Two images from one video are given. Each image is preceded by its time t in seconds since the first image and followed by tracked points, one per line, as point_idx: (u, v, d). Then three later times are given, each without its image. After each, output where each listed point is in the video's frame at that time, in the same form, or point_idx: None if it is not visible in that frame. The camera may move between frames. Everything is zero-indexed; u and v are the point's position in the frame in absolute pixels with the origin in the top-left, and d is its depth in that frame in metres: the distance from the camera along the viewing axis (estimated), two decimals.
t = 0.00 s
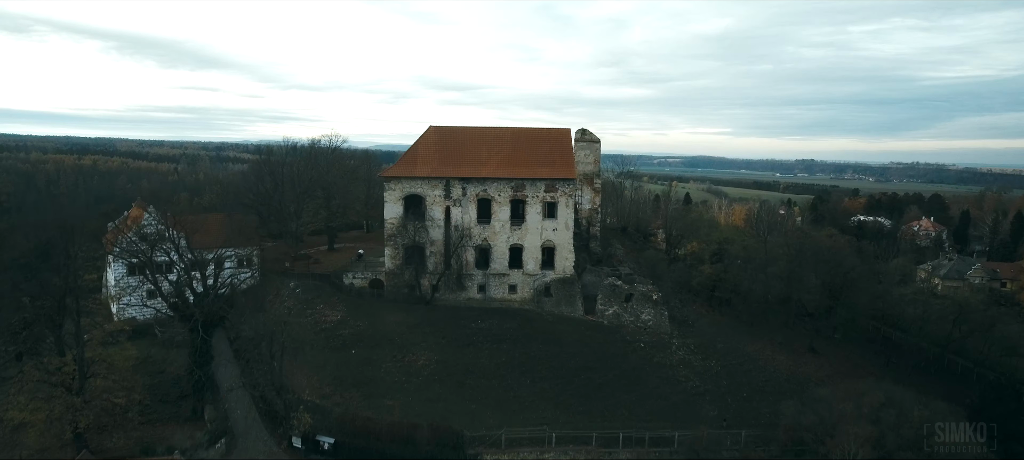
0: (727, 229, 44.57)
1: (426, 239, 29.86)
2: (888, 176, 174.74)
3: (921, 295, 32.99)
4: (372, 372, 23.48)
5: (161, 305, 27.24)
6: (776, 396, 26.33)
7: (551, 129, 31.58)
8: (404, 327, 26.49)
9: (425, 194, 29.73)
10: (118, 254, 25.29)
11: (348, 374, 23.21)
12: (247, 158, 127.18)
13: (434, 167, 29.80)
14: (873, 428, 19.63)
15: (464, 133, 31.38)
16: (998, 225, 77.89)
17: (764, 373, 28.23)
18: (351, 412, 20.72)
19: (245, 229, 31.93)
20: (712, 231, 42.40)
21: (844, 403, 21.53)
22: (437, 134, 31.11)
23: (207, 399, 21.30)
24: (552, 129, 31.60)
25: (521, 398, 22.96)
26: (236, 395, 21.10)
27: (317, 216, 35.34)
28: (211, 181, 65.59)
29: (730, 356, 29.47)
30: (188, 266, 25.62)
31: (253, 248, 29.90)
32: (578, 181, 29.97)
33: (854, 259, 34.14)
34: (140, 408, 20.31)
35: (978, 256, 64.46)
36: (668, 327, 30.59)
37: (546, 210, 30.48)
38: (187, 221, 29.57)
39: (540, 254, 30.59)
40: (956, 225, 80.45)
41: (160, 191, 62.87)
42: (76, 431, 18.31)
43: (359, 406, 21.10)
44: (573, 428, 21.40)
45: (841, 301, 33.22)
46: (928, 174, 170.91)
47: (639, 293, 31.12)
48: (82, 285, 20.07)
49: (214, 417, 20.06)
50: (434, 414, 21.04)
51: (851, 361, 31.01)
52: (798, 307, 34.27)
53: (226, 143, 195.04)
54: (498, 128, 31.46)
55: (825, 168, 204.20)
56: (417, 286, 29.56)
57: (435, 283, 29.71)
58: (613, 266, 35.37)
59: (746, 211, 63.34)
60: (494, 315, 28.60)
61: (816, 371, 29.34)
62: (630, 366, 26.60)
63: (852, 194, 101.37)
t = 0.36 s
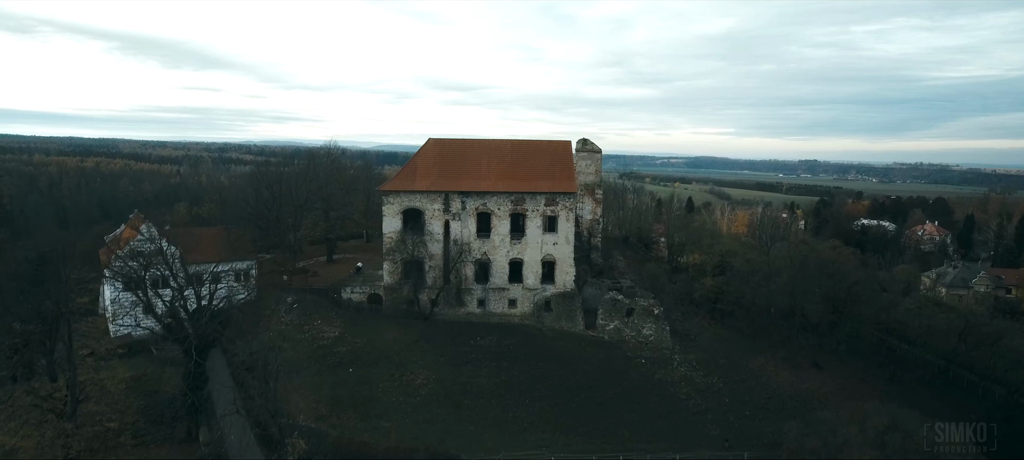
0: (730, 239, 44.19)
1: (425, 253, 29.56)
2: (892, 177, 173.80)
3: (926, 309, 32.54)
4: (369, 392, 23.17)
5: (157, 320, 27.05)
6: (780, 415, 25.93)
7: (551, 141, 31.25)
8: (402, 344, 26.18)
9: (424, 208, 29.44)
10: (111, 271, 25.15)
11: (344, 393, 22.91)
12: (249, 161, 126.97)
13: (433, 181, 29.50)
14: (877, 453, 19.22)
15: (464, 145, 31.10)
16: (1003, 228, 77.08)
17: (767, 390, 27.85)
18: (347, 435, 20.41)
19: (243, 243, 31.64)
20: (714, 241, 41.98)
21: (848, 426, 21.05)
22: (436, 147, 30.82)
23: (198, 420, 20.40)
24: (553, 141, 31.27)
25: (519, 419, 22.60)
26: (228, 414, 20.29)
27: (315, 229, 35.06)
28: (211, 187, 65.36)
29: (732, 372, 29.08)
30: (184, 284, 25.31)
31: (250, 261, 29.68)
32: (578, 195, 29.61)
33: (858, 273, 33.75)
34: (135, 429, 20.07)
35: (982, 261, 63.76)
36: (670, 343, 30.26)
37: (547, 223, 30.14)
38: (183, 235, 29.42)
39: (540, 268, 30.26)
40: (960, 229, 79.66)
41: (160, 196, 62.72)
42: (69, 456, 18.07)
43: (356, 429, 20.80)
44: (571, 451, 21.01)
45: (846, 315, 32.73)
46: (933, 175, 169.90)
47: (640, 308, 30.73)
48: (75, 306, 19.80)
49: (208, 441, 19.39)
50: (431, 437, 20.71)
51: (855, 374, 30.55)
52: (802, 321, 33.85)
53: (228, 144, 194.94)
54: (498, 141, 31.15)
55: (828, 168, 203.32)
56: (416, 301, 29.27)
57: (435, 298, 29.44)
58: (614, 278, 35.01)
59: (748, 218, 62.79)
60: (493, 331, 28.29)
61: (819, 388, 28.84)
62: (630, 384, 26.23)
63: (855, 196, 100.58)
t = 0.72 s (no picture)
0: (730, 249, 43.81)
1: (422, 267, 29.24)
2: (893, 178, 173.13)
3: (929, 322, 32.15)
4: (364, 412, 22.82)
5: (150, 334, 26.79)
6: (782, 433, 25.45)
7: (550, 153, 30.89)
8: (398, 361, 25.87)
9: (421, 222, 29.11)
10: (105, 286, 24.93)
11: (340, 413, 22.59)
12: (249, 162, 126.68)
13: (430, 195, 29.18)
14: None
15: (462, 157, 30.82)
16: (1005, 232, 76.41)
17: (768, 407, 27.42)
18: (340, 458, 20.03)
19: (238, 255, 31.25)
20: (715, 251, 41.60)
21: (852, 449, 20.56)
22: (434, 159, 30.52)
23: (189, 442, 20.21)
24: (551, 153, 30.92)
25: (516, 439, 22.19)
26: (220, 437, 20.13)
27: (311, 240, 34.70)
28: (211, 190, 64.99)
29: (733, 387, 28.66)
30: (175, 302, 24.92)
31: (246, 275, 29.39)
32: (578, 207, 29.23)
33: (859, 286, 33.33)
34: (126, 451, 19.65)
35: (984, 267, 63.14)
36: (671, 358, 29.93)
37: (545, 237, 29.79)
38: (178, 249, 29.18)
39: (538, 282, 29.91)
40: (962, 233, 79.01)
41: (159, 200, 62.37)
42: None
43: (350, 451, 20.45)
44: None
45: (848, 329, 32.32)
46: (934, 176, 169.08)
47: (640, 322, 30.33)
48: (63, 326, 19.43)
49: None
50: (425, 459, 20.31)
51: (859, 388, 30.10)
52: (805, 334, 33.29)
53: (229, 145, 194.71)
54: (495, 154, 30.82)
55: (830, 169, 202.53)
56: (413, 317, 29.00)
57: (432, 313, 29.16)
58: (614, 291, 34.65)
59: (749, 224, 62.30)
60: (490, 347, 27.93)
61: (822, 403, 28.41)
62: (629, 401, 25.79)
63: (856, 200, 99.66)
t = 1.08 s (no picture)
0: (730, 258, 43.41)
1: (417, 281, 28.93)
2: (893, 180, 172.59)
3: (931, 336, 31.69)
4: (355, 432, 22.41)
5: (141, 349, 26.48)
6: (782, 451, 25.03)
7: (546, 165, 30.57)
8: (392, 379, 25.53)
9: (415, 235, 28.78)
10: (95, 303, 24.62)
11: (331, 433, 22.23)
12: (249, 164, 126.28)
13: (425, 208, 28.85)
14: None
15: (458, 169, 30.48)
16: (1006, 236, 75.92)
17: (768, 424, 26.99)
18: None
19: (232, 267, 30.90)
20: (714, 261, 41.23)
21: None
22: (429, 172, 30.21)
23: None
24: (548, 165, 30.59)
25: None
26: None
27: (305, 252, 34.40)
28: (209, 192, 64.17)
29: (732, 403, 28.27)
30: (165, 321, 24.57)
31: (239, 289, 29.08)
32: (574, 221, 28.87)
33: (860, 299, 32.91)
34: None
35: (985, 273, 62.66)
36: (669, 372, 29.55)
37: (541, 251, 29.45)
38: (170, 262, 28.84)
39: (535, 296, 29.58)
40: (963, 236, 78.50)
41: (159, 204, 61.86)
42: None
43: None
44: None
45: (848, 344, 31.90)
46: (935, 177, 168.60)
47: (638, 337, 29.97)
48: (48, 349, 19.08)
49: None
50: None
51: (860, 403, 29.69)
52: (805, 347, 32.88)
53: (229, 146, 194.10)
54: (491, 166, 30.51)
55: (830, 169, 201.73)
56: (407, 332, 28.70)
57: (427, 328, 28.83)
58: (611, 303, 34.29)
59: (750, 229, 61.89)
60: (486, 364, 27.57)
61: (822, 419, 27.98)
62: (627, 419, 25.37)
63: (857, 202, 99.16)
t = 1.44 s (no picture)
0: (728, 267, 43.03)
1: (409, 295, 28.57)
2: (893, 180, 172.05)
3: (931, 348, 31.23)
4: (344, 451, 21.91)
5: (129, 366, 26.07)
6: None
7: (540, 177, 30.20)
8: (383, 396, 25.15)
9: (408, 249, 28.41)
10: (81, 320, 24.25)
11: (319, 452, 21.64)
12: (247, 165, 125.65)
13: (417, 221, 28.48)
14: None
15: (451, 182, 30.14)
16: (1006, 239, 75.36)
17: (766, 440, 26.51)
18: None
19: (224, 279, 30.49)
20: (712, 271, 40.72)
21: None
22: (422, 184, 29.86)
23: None
24: (542, 176, 30.22)
25: None
26: None
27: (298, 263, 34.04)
28: (209, 194, 63.24)
29: (729, 419, 27.82)
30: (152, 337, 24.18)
31: (230, 302, 28.75)
32: (568, 233, 28.48)
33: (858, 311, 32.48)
34: None
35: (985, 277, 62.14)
36: (665, 387, 29.14)
37: (536, 264, 29.08)
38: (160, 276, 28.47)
39: (529, 310, 29.20)
40: (963, 239, 77.93)
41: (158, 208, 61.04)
42: None
43: None
44: None
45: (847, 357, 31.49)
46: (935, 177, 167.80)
47: (633, 350, 29.58)
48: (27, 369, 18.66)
49: None
50: None
51: (859, 418, 29.24)
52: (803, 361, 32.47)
53: (229, 147, 193.13)
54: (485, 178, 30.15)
55: (830, 170, 201.15)
56: (399, 347, 28.34)
57: (420, 342, 28.48)
58: (608, 315, 33.92)
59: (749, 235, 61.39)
60: (479, 380, 27.19)
61: (820, 435, 27.53)
62: (622, 435, 24.85)
63: (857, 204, 98.56)
